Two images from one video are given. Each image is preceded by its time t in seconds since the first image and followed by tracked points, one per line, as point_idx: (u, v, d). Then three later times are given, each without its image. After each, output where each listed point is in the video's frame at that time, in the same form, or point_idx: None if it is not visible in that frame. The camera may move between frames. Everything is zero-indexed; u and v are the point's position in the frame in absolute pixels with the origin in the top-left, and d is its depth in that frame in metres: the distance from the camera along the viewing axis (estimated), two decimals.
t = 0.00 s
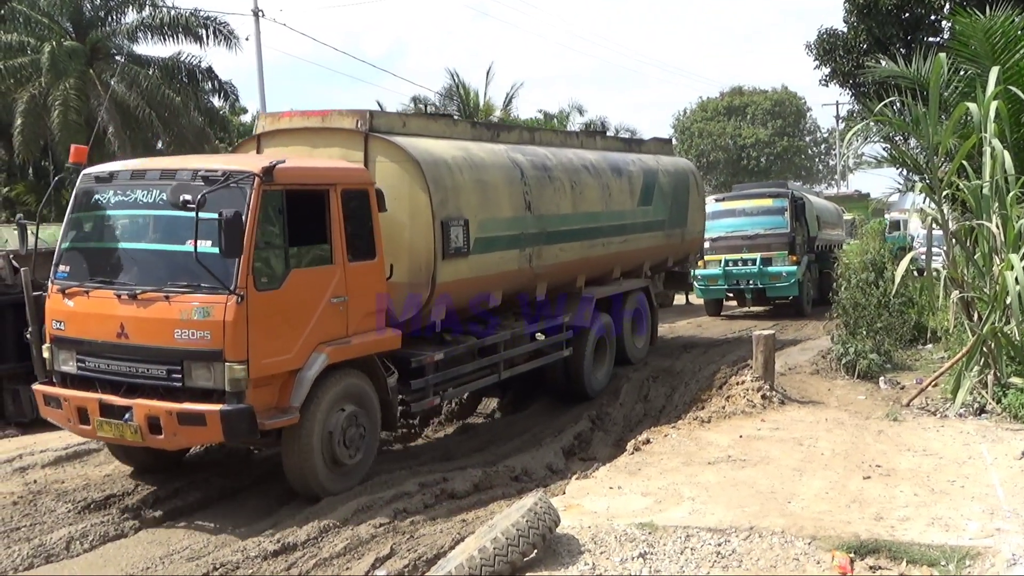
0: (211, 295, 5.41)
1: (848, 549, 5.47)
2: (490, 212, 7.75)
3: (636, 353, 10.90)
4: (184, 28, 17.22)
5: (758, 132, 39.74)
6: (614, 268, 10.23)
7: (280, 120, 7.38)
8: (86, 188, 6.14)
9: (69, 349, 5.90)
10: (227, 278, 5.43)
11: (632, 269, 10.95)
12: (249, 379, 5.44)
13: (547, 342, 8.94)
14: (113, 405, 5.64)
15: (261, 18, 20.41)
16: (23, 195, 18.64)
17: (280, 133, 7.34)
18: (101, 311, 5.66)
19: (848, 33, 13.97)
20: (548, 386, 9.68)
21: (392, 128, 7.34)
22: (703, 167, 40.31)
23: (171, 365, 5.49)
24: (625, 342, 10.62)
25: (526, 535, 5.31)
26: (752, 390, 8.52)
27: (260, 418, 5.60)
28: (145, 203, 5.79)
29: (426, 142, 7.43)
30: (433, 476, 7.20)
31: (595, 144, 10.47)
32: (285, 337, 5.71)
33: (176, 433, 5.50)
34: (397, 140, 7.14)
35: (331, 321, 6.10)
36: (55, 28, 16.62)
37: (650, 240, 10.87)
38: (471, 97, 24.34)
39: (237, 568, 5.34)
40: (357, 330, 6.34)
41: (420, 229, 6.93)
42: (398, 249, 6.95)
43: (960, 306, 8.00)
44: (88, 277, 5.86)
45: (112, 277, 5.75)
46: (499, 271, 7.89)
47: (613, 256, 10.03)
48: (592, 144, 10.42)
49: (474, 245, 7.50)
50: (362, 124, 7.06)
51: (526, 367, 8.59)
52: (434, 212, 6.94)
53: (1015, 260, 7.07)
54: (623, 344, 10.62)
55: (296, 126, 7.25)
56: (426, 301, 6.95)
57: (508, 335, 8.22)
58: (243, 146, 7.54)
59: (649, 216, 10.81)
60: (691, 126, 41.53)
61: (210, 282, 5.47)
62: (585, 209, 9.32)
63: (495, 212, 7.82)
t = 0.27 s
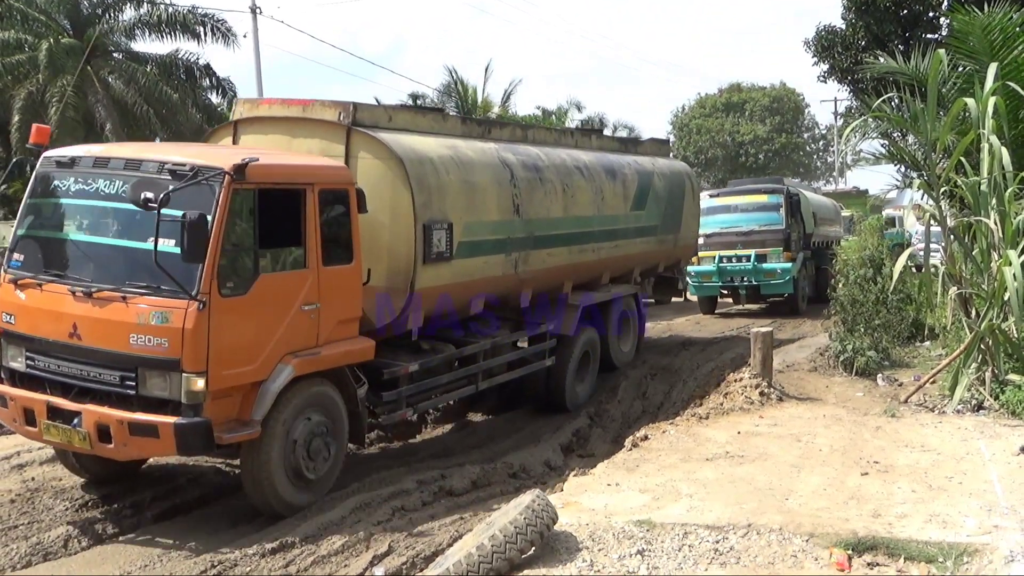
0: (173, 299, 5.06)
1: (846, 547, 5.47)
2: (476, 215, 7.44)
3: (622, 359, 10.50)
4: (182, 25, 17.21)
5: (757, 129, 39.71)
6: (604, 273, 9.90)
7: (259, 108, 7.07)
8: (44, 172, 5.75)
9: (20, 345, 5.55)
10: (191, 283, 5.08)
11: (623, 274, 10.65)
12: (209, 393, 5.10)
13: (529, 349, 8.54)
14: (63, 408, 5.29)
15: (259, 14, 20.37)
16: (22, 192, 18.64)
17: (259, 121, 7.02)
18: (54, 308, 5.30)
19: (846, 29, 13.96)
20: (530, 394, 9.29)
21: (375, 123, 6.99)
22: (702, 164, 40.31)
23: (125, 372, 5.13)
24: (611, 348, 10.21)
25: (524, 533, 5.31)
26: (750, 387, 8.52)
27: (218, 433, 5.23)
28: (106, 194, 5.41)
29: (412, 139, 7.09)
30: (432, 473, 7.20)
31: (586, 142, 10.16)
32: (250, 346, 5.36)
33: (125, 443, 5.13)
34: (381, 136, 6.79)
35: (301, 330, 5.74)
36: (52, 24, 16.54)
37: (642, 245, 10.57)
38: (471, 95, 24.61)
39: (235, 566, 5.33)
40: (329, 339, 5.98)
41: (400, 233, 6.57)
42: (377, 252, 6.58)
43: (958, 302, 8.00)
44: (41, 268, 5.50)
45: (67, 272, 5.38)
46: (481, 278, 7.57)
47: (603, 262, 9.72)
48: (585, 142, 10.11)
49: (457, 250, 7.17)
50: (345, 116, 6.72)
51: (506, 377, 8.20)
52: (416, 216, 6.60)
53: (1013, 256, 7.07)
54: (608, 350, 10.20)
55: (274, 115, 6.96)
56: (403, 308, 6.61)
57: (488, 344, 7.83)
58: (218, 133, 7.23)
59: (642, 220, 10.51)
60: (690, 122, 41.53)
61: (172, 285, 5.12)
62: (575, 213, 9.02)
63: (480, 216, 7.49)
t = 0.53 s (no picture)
0: (124, 311, 4.81)
1: (843, 542, 5.47)
2: (456, 219, 7.13)
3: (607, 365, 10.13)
4: (178, 22, 17.19)
5: (754, 125, 39.71)
6: (590, 276, 9.60)
7: (229, 104, 6.76)
8: None
9: None
10: (143, 295, 4.82)
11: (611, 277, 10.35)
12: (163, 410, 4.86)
13: (508, 357, 8.22)
14: (13, 423, 5.13)
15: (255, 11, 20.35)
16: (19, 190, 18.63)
17: (229, 118, 6.73)
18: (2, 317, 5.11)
19: (842, 25, 13.95)
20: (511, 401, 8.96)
21: (351, 121, 6.70)
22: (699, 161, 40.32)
23: (74, 389, 4.93)
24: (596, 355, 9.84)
25: (521, 529, 5.30)
26: (747, 383, 8.52)
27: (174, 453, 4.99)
28: (58, 198, 5.17)
29: (390, 139, 6.78)
30: (429, 469, 7.20)
31: (574, 140, 9.90)
32: (209, 360, 5.10)
33: (76, 463, 4.97)
34: (356, 136, 6.48)
35: (265, 341, 5.48)
36: (47, 22, 16.55)
37: (630, 247, 10.27)
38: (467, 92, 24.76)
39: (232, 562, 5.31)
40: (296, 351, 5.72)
41: (375, 239, 6.27)
42: (351, 259, 6.29)
43: (955, 298, 8.00)
44: None
45: (18, 279, 5.17)
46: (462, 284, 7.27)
47: (590, 266, 9.43)
48: (571, 141, 9.82)
49: (435, 256, 6.87)
50: (318, 116, 6.42)
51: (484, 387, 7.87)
52: (391, 221, 6.30)
53: (1009, 252, 7.07)
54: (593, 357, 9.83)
55: (245, 111, 6.66)
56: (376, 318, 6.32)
57: (465, 354, 7.50)
58: (187, 127, 6.94)
59: (631, 222, 10.23)
60: (686, 119, 41.55)
61: (125, 296, 4.86)
62: (561, 216, 8.72)
63: (460, 220, 7.18)
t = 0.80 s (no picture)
0: (62, 320, 4.51)
1: (840, 537, 5.49)
2: (435, 229, 6.73)
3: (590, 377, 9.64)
4: (174, 18, 17.18)
5: (750, 122, 39.71)
6: (578, 285, 9.21)
7: (200, 94, 6.40)
8: None
9: None
10: (82, 303, 4.51)
11: (600, 286, 9.96)
12: (98, 427, 4.55)
13: (486, 369, 7.77)
14: None
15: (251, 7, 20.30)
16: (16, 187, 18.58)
17: (196, 108, 6.34)
18: None
19: (839, 21, 13.96)
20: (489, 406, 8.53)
21: (329, 121, 6.29)
22: (695, 157, 40.33)
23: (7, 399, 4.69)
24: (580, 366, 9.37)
25: (518, 525, 5.31)
26: (744, 378, 8.53)
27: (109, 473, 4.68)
28: None
29: (368, 141, 6.39)
30: (427, 466, 7.21)
31: (572, 144, 9.54)
32: (153, 375, 4.78)
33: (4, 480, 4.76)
34: (332, 137, 6.09)
35: (215, 354, 5.14)
36: (44, 18, 16.52)
37: (622, 256, 9.90)
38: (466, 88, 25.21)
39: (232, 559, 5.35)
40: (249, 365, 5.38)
41: (345, 247, 5.89)
42: (317, 267, 5.93)
43: (951, 294, 8.02)
44: None
45: None
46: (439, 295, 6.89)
47: (579, 275, 9.06)
48: (567, 144, 9.44)
49: (411, 266, 6.48)
50: (293, 114, 6.02)
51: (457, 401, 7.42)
52: (363, 230, 5.92)
53: (1006, 248, 7.08)
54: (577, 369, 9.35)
55: (214, 104, 6.25)
56: (341, 332, 5.94)
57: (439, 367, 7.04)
58: (152, 114, 6.53)
59: (624, 231, 9.85)
60: (683, 116, 41.56)
61: (64, 302, 4.56)
62: (550, 225, 8.31)
63: (441, 228, 6.80)
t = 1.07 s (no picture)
0: None
1: (836, 534, 5.50)
2: (416, 240, 6.21)
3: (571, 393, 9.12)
4: (171, 15, 17.16)
5: (748, 119, 39.73)
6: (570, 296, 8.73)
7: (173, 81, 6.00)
8: None
9: None
10: (16, 313, 4.04)
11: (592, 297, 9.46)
12: (28, 447, 4.07)
13: (465, 385, 7.27)
14: None
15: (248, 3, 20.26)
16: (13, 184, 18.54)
17: (169, 95, 5.94)
18: None
19: (837, 19, 13.97)
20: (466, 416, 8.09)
21: (308, 120, 5.79)
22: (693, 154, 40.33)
23: None
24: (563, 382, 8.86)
25: (515, 522, 5.31)
26: (741, 375, 8.54)
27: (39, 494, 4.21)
28: None
29: (347, 143, 5.89)
30: (424, 462, 7.21)
31: (573, 151, 9.08)
32: (93, 391, 4.29)
33: None
34: (308, 139, 5.58)
35: (166, 370, 4.64)
36: (40, 14, 16.49)
37: (615, 269, 9.42)
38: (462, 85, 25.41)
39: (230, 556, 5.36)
40: (203, 380, 4.88)
41: (315, 259, 5.39)
42: (285, 278, 5.43)
43: (948, 292, 8.03)
44: None
45: None
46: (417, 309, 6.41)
47: (570, 288, 8.59)
48: (567, 149, 8.95)
49: (387, 280, 5.99)
50: (269, 111, 5.52)
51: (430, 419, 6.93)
52: (336, 242, 5.42)
53: (1002, 245, 7.09)
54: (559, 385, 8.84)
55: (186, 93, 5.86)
56: (307, 347, 5.47)
57: (413, 383, 6.54)
58: (125, 98, 6.15)
59: (621, 243, 9.39)
60: (680, 113, 41.56)
61: None
62: (542, 236, 7.80)
63: (423, 240, 6.28)
